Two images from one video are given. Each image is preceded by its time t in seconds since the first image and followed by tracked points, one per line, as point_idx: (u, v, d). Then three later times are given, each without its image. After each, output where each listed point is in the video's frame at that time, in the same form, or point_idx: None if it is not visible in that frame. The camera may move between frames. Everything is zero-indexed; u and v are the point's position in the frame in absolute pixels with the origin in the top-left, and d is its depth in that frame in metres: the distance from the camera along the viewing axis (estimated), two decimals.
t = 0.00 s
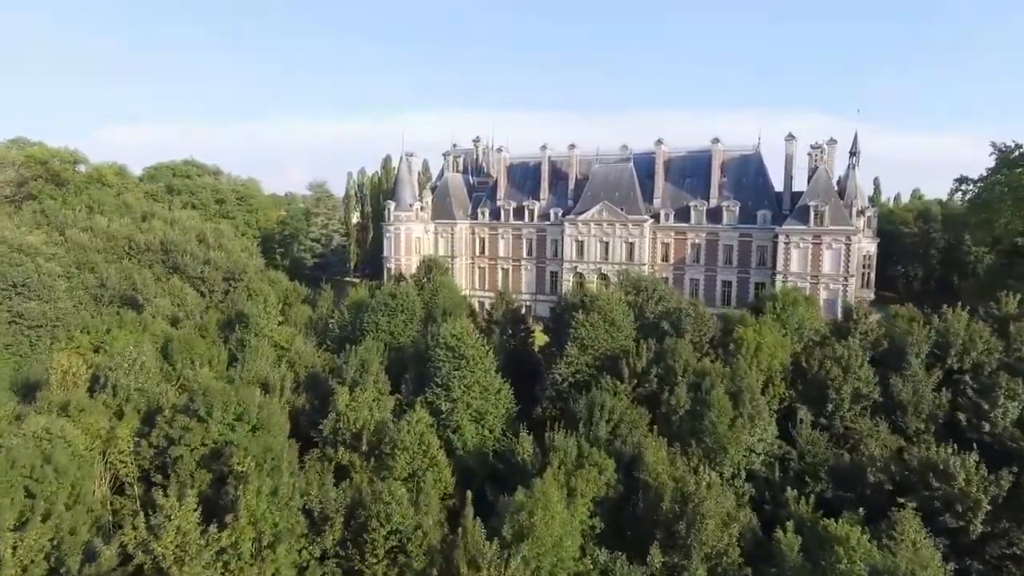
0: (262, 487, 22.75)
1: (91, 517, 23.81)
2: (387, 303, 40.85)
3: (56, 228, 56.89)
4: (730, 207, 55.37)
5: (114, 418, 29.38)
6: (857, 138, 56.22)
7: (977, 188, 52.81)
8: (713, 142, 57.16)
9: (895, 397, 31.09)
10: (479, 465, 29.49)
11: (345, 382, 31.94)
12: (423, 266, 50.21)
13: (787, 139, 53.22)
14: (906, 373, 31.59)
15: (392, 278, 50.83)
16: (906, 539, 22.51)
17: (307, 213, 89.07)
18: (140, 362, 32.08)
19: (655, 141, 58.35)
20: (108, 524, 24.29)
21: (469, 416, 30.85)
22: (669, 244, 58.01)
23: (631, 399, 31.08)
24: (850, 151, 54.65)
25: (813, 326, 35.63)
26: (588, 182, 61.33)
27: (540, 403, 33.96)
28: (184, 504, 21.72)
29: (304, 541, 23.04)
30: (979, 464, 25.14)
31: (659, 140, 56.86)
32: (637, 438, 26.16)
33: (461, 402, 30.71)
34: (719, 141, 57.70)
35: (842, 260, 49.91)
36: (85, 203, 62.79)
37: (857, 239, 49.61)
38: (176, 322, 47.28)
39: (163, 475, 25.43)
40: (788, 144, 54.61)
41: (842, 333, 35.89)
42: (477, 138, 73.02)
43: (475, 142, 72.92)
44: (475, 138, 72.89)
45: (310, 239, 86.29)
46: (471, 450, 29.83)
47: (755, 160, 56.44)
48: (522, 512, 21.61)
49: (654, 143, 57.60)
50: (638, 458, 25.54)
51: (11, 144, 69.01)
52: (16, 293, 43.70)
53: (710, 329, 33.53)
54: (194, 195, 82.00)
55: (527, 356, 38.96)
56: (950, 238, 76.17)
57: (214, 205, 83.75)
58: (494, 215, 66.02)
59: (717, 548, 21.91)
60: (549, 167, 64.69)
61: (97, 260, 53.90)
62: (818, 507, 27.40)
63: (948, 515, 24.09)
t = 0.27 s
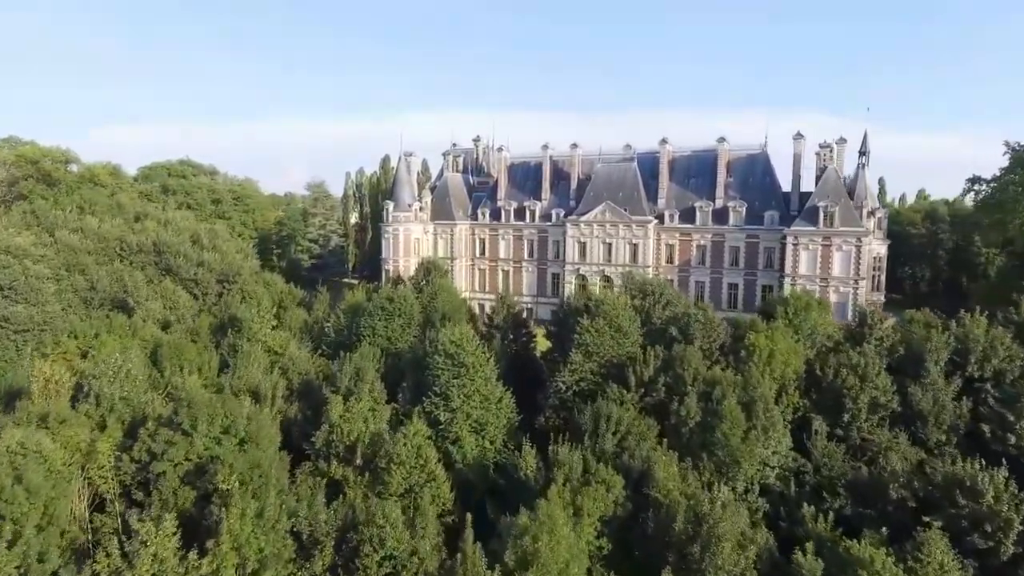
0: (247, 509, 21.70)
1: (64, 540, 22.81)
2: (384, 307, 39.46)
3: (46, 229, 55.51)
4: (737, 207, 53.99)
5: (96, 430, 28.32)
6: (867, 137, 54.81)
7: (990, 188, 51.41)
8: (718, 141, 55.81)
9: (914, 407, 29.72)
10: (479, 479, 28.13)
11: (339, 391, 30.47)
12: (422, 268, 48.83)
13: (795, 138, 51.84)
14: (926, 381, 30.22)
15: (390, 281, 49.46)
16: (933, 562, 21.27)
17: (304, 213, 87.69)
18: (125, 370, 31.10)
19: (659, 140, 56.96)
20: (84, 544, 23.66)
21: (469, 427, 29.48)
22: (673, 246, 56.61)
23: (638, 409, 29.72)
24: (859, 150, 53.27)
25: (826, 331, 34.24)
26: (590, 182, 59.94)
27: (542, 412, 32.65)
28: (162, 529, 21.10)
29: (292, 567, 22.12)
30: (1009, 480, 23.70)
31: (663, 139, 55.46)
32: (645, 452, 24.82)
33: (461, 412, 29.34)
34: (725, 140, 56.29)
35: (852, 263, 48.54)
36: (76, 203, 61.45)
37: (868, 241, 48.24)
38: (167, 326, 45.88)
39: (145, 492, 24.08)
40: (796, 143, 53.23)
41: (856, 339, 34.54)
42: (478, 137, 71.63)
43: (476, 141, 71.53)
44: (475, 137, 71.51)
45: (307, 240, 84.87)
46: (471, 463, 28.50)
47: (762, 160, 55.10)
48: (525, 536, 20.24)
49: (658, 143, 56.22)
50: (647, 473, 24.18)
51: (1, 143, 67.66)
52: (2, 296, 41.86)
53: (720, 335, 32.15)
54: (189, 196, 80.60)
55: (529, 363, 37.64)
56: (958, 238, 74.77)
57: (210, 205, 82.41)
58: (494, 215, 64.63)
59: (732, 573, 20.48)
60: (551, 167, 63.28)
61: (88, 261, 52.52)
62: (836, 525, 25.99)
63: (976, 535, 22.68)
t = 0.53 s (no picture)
0: (232, 531, 20.63)
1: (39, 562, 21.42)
2: (381, 311, 38.29)
3: (36, 230, 54.34)
4: (742, 208, 52.82)
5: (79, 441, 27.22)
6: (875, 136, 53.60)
7: (1002, 189, 50.21)
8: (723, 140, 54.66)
9: (932, 417, 28.52)
10: (480, 492, 26.99)
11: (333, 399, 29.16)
12: (420, 270, 47.66)
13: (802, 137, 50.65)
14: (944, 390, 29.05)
15: (388, 283, 48.32)
16: None
17: (302, 214, 86.54)
18: (112, 377, 30.26)
19: (663, 140, 55.78)
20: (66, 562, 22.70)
21: (468, 437, 28.31)
22: (678, 247, 55.43)
23: (645, 418, 28.56)
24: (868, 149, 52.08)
25: (839, 337, 33.04)
26: (592, 182, 58.77)
27: (544, 421, 31.50)
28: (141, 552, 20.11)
29: None
30: None
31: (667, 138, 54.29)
32: (654, 466, 23.76)
33: (460, 422, 28.19)
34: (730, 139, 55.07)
35: (862, 265, 47.38)
36: (68, 204, 60.29)
37: (877, 243, 47.05)
38: (159, 330, 44.73)
39: (128, 509, 22.97)
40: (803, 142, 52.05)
41: (870, 345, 33.34)
42: (478, 137, 70.48)
43: (476, 140, 70.40)
44: (475, 137, 70.37)
45: (304, 242, 83.66)
46: (471, 476, 27.34)
47: (768, 160, 53.96)
48: (529, 559, 19.07)
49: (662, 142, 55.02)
50: (656, 490, 23.31)
51: None
52: None
53: (730, 341, 30.96)
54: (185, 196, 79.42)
55: (530, 369, 36.51)
56: (966, 239, 73.57)
57: (205, 205, 81.31)
58: (495, 216, 63.46)
59: None
60: (553, 167, 62.11)
61: (79, 263, 51.40)
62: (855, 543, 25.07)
63: (1003, 554, 20.78)
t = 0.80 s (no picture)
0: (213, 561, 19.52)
1: None
2: (378, 316, 36.93)
3: (25, 232, 53.03)
4: (750, 209, 51.45)
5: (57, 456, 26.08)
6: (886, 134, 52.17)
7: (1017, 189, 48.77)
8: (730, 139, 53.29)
9: (955, 429, 27.10)
10: (480, 509, 25.67)
11: (325, 410, 27.70)
12: (419, 273, 46.27)
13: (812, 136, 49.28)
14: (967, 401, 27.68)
15: (386, 287, 47.00)
16: None
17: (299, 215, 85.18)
18: (96, 387, 28.87)
19: (668, 138, 54.39)
20: None
21: (468, 450, 26.95)
22: (683, 249, 54.02)
23: (653, 431, 27.22)
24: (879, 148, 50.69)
25: (855, 344, 31.67)
26: (595, 182, 57.41)
27: (547, 433, 30.16)
28: None
29: None
30: None
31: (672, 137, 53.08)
32: (665, 484, 22.44)
33: (460, 435, 26.85)
34: (737, 138, 53.67)
35: (873, 267, 46.03)
36: (59, 205, 59.01)
37: (890, 245, 45.68)
38: (149, 335, 43.40)
39: (105, 531, 21.96)
40: (812, 141, 50.66)
41: (886, 352, 31.98)
42: (478, 136, 69.20)
43: (476, 139, 69.12)
44: (476, 136, 69.11)
45: (302, 243, 82.26)
46: (472, 492, 26.02)
47: (776, 159, 52.60)
48: None
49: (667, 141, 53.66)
50: (667, 510, 22.01)
51: None
52: None
53: (742, 348, 29.56)
54: (180, 197, 78.17)
55: (532, 377, 35.16)
56: (975, 239, 72.18)
57: (201, 206, 80.00)
58: (495, 217, 62.09)
59: None
60: (554, 166, 60.74)
61: (69, 266, 50.08)
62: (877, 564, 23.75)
63: None
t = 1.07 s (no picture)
0: None
1: None
2: (374, 321, 35.56)
3: (13, 234, 51.72)
4: (757, 210, 50.06)
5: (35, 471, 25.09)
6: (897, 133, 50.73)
7: None
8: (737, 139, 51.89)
9: (982, 443, 25.65)
10: (481, 528, 24.36)
11: (316, 423, 26.28)
12: (418, 276, 44.88)
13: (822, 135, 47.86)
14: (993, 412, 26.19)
15: (383, 290, 45.67)
16: None
17: (296, 215, 83.78)
18: (78, 398, 27.34)
19: (673, 137, 52.97)
20: None
21: (468, 465, 25.61)
22: (689, 251, 52.62)
23: (663, 444, 25.89)
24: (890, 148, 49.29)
25: (873, 352, 30.29)
26: (598, 183, 56.03)
27: (550, 445, 28.84)
28: None
29: None
30: None
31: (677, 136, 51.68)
32: (678, 504, 21.08)
33: (459, 449, 25.51)
34: (744, 137, 52.26)
35: (886, 270, 44.63)
36: (49, 206, 57.70)
37: (903, 247, 44.31)
38: (138, 341, 41.99)
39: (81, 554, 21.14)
40: (822, 140, 49.24)
41: (904, 360, 30.54)
42: (478, 135, 67.89)
43: (476, 139, 67.81)
44: (476, 135, 67.82)
45: (299, 244, 80.83)
46: (472, 510, 24.68)
47: (784, 159, 51.21)
48: None
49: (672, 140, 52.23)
50: (681, 532, 20.68)
51: None
52: None
53: (756, 357, 28.15)
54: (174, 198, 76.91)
55: (534, 385, 33.87)
56: (984, 240, 70.77)
57: (196, 207, 78.65)
58: (496, 218, 60.73)
59: None
60: (556, 166, 59.33)
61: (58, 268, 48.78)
62: None
63: None
